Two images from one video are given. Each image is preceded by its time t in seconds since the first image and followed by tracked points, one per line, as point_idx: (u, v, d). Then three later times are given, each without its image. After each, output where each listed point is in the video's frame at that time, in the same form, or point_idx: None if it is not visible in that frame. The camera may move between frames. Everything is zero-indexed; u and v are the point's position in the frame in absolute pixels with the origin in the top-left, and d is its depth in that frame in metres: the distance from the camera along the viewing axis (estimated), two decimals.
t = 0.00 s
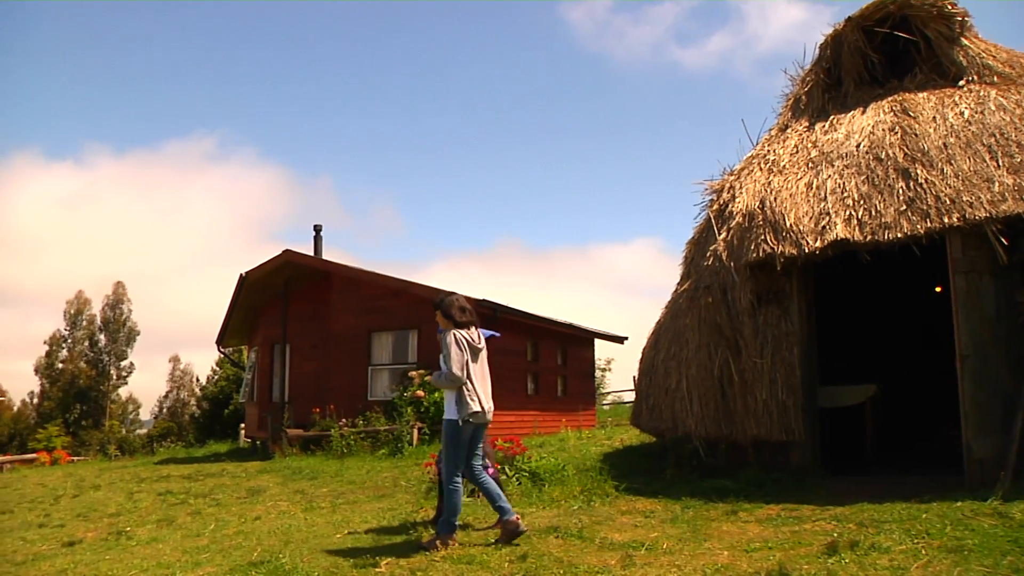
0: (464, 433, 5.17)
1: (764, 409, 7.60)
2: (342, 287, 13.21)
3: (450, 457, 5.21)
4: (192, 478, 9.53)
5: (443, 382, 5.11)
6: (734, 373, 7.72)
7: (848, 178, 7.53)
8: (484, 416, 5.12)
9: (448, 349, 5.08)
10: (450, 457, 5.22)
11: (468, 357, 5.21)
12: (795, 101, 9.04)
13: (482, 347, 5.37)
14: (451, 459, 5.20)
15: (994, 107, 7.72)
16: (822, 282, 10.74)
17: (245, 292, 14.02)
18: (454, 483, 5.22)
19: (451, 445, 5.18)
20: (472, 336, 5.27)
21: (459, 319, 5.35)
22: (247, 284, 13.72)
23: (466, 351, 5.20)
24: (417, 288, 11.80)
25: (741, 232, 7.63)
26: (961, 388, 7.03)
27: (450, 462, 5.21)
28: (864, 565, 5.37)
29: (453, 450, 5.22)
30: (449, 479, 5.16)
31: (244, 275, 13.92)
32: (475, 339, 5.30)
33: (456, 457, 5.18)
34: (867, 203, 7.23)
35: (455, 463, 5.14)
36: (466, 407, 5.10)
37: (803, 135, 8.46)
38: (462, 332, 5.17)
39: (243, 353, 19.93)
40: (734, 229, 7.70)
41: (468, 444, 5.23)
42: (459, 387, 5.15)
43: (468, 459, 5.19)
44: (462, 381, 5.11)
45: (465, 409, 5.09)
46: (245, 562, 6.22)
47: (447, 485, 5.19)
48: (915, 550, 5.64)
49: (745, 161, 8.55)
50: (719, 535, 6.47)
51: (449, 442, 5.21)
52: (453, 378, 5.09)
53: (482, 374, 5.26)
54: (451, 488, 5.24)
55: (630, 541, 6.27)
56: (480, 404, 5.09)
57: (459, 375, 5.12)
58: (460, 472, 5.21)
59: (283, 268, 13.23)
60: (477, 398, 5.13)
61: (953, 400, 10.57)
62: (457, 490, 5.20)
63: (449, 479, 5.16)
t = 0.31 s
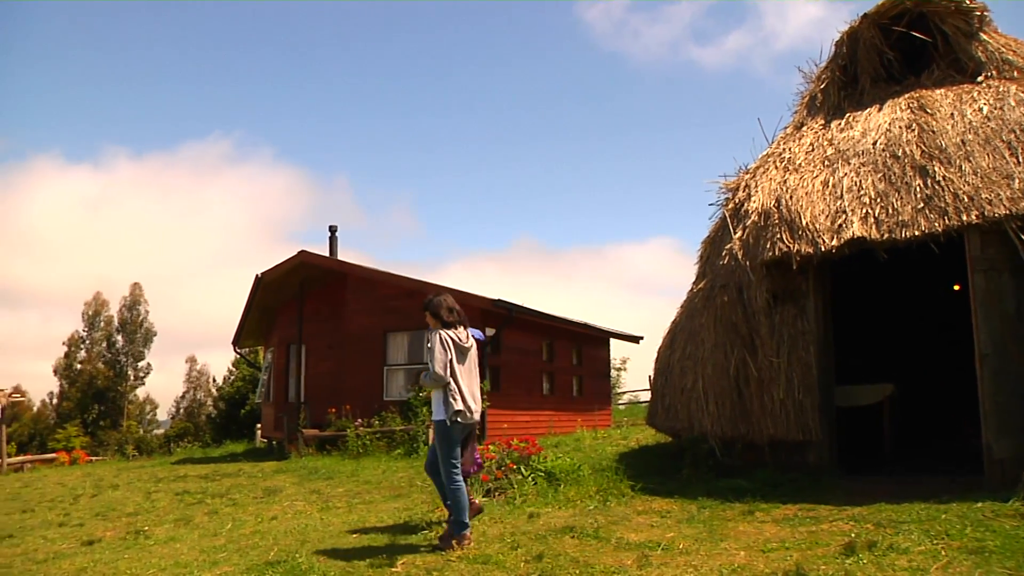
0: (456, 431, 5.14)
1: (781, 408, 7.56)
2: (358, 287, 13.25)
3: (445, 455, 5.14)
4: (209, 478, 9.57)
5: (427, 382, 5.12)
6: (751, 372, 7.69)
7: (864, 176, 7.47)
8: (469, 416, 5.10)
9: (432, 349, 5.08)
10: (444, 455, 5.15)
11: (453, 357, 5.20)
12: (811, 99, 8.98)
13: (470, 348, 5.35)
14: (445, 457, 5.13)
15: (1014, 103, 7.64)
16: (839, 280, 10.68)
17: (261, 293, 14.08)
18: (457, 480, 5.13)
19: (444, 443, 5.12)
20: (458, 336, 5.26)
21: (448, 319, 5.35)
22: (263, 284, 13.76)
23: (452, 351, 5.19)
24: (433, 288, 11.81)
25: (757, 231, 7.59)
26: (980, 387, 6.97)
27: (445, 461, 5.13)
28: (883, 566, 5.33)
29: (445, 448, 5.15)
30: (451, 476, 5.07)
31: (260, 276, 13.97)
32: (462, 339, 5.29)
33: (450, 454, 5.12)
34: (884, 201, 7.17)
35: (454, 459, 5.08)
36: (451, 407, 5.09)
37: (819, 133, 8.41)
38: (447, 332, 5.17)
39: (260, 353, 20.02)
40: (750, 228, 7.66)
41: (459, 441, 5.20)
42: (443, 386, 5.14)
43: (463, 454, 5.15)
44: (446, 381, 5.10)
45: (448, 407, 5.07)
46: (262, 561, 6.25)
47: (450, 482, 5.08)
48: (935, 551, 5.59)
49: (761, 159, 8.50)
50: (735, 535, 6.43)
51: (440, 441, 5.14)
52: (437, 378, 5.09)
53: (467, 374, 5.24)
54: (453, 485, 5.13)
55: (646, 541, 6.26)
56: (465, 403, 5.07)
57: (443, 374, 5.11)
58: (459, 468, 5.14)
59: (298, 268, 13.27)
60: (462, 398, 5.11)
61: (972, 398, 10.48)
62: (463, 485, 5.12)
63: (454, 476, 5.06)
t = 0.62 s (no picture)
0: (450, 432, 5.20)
1: (799, 408, 7.52)
2: (374, 287, 13.30)
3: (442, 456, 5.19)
4: (227, 478, 9.62)
5: (422, 386, 5.12)
6: (768, 371, 7.65)
7: (882, 174, 7.41)
8: (463, 421, 5.15)
9: (429, 354, 5.08)
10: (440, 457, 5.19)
11: (448, 362, 5.22)
12: (827, 97, 8.92)
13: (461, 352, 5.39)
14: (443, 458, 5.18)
15: None
16: (857, 280, 10.62)
17: (278, 294, 14.15)
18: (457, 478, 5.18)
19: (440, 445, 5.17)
20: (452, 341, 5.28)
21: (441, 323, 5.35)
22: (280, 285, 13.83)
23: (446, 356, 5.21)
24: (450, 288, 11.82)
25: (774, 229, 7.55)
26: (1002, 387, 6.90)
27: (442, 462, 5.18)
28: (902, 567, 5.29)
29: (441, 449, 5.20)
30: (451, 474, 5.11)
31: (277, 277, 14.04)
32: (456, 344, 5.31)
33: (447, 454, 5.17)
34: (903, 199, 7.11)
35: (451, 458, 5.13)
36: (445, 411, 5.13)
37: (836, 131, 8.35)
38: (443, 338, 5.17)
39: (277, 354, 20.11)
40: (767, 227, 7.62)
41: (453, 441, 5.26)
42: (437, 391, 5.17)
43: (459, 453, 5.20)
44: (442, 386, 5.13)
45: (444, 412, 5.12)
46: (280, 561, 6.27)
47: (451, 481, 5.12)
48: (955, 552, 5.54)
49: (778, 158, 8.46)
50: (753, 536, 6.40)
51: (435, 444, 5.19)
52: (431, 382, 5.11)
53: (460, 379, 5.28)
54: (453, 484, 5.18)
55: (664, 541, 6.24)
56: (459, 408, 5.12)
57: (439, 379, 5.13)
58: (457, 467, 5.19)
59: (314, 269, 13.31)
60: (456, 403, 5.16)
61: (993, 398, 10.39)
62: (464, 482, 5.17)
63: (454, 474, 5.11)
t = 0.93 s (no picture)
0: (431, 437, 5.17)
1: (820, 408, 7.47)
2: (393, 288, 13.34)
3: (414, 464, 5.16)
4: (247, 478, 9.67)
5: (413, 390, 5.05)
6: (789, 370, 7.60)
7: (904, 172, 7.34)
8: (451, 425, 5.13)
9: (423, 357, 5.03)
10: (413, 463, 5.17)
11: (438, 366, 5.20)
12: (847, 94, 8.83)
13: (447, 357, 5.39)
14: (416, 464, 5.16)
15: None
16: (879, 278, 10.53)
17: (298, 295, 14.21)
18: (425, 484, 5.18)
19: (415, 450, 5.15)
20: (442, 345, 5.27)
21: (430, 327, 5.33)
22: (299, 286, 13.88)
23: (438, 359, 5.18)
24: (468, 288, 11.82)
25: (794, 228, 7.50)
26: None
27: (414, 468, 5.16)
28: (926, 568, 5.24)
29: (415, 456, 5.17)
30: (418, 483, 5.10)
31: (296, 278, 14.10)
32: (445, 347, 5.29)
33: (419, 461, 5.14)
34: (924, 196, 7.05)
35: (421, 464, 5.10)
36: (432, 415, 5.11)
37: (857, 128, 8.29)
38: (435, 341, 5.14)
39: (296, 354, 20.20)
40: (787, 226, 7.57)
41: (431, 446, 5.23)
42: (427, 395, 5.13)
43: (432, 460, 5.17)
44: (433, 391, 5.09)
45: (432, 416, 5.09)
46: (301, 560, 6.29)
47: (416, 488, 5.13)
48: (980, 554, 5.48)
49: (798, 156, 8.41)
50: (774, 536, 6.36)
51: (412, 449, 5.17)
52: (424, 386, 5.06)
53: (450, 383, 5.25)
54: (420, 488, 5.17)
55: (684, 541, 6.22)
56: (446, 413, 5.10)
57: (431, 383, 5.09)
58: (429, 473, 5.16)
59: (333, 270, 13.36)
60: (444, 407, 5.14)
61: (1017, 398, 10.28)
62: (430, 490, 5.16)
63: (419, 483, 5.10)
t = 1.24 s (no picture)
0: (422, 437, 5.21)
1: (838, 407, 7.43)
2: (410, 288, 13.39)
3: (400, 464, 5.20)
4: (264, 478, 9.72)
5: (407, 391, 5.11)
6: (806, 370, 7.56)
7: (921, 169, 7.29)
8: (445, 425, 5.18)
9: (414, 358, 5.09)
10: (400, 462, 5.21)
11: (431, 366, 5.25)
12: (864, 92, 8.81)
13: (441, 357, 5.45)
14: (402, 463, 5.19)
15: None
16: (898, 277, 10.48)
17: (315, 295, 14.26)
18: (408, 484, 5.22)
19: (405, 449, 5.19)
20: (433, 346, 5.33)
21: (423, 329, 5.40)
22: (316, 286, 13.94)
23: (429, 360, 5.24)
24: (485, 288, 11.83)
25: (811, 226, 7.46)
26: None
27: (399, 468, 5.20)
28: (946, 569, 5.20)
29: (404, 456, 5.21)
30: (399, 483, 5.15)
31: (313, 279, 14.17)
32: (438, 348, 5.36)
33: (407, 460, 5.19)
34: (942, 194, 6.99)
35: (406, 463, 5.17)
36: (425, 416, 5.17)
37: (874, 126, 8.24)
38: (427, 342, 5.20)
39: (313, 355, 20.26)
40: (803, 224, 7.54)
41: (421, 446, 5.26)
42: (421, 395, 5.18)
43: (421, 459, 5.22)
44: (426, 391, 5.14)
45: (424, 416, 5.15)
46: (318, 560, 6.30)
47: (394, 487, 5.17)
48: (1001, 555, 5.43)
49: (815, 154, 8.37)
50: (791, 537, 6.32)
51: (401, 448, 5.21)
52: (417, 387, 5.12)
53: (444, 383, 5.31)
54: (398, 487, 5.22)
55: (701, 541, 6.20)
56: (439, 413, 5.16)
57: (423, 384, 5.14)
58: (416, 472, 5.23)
59: (349, 270, 13.40)
60: (437, 407, 5.19)
61: None
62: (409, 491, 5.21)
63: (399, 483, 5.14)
